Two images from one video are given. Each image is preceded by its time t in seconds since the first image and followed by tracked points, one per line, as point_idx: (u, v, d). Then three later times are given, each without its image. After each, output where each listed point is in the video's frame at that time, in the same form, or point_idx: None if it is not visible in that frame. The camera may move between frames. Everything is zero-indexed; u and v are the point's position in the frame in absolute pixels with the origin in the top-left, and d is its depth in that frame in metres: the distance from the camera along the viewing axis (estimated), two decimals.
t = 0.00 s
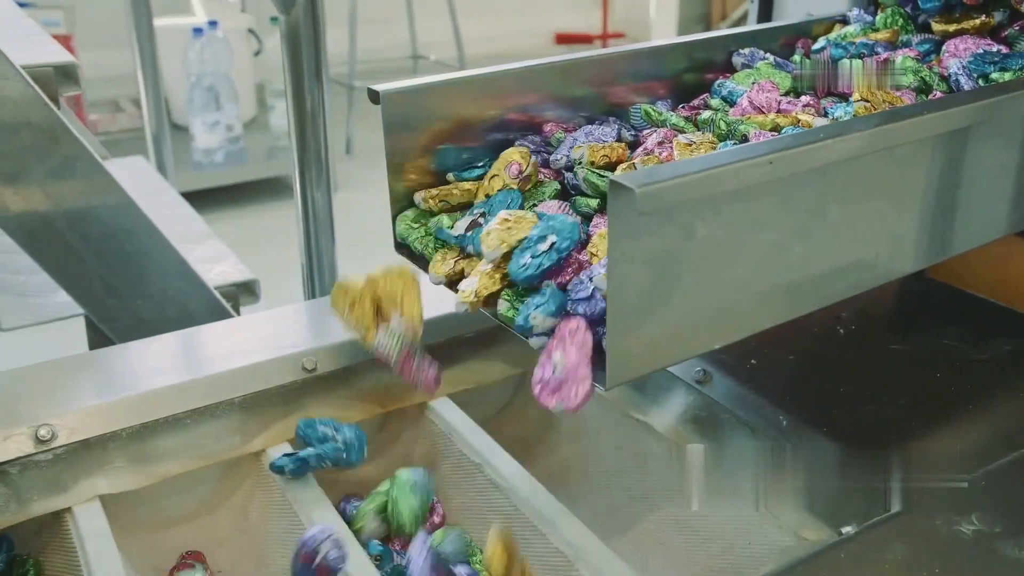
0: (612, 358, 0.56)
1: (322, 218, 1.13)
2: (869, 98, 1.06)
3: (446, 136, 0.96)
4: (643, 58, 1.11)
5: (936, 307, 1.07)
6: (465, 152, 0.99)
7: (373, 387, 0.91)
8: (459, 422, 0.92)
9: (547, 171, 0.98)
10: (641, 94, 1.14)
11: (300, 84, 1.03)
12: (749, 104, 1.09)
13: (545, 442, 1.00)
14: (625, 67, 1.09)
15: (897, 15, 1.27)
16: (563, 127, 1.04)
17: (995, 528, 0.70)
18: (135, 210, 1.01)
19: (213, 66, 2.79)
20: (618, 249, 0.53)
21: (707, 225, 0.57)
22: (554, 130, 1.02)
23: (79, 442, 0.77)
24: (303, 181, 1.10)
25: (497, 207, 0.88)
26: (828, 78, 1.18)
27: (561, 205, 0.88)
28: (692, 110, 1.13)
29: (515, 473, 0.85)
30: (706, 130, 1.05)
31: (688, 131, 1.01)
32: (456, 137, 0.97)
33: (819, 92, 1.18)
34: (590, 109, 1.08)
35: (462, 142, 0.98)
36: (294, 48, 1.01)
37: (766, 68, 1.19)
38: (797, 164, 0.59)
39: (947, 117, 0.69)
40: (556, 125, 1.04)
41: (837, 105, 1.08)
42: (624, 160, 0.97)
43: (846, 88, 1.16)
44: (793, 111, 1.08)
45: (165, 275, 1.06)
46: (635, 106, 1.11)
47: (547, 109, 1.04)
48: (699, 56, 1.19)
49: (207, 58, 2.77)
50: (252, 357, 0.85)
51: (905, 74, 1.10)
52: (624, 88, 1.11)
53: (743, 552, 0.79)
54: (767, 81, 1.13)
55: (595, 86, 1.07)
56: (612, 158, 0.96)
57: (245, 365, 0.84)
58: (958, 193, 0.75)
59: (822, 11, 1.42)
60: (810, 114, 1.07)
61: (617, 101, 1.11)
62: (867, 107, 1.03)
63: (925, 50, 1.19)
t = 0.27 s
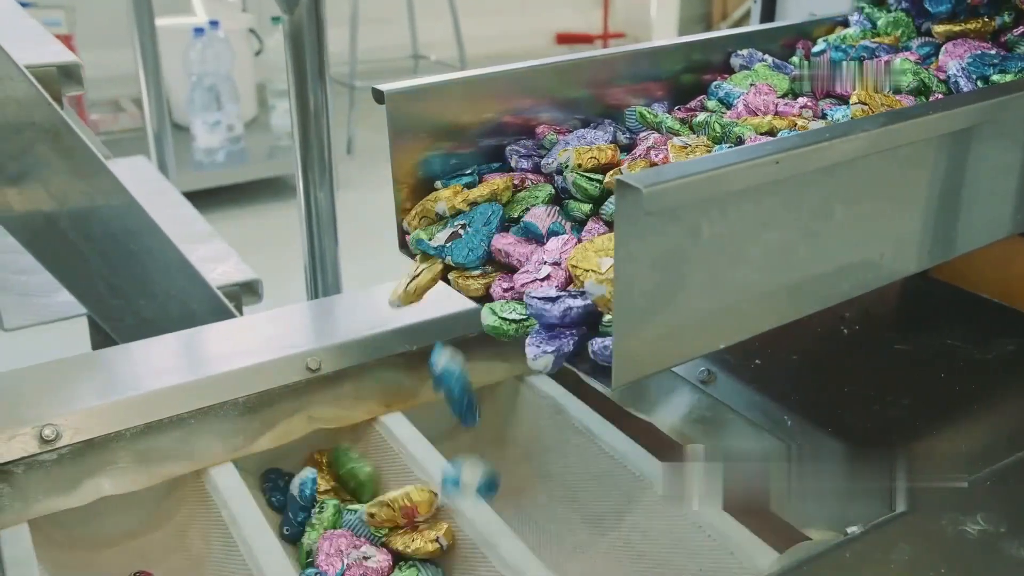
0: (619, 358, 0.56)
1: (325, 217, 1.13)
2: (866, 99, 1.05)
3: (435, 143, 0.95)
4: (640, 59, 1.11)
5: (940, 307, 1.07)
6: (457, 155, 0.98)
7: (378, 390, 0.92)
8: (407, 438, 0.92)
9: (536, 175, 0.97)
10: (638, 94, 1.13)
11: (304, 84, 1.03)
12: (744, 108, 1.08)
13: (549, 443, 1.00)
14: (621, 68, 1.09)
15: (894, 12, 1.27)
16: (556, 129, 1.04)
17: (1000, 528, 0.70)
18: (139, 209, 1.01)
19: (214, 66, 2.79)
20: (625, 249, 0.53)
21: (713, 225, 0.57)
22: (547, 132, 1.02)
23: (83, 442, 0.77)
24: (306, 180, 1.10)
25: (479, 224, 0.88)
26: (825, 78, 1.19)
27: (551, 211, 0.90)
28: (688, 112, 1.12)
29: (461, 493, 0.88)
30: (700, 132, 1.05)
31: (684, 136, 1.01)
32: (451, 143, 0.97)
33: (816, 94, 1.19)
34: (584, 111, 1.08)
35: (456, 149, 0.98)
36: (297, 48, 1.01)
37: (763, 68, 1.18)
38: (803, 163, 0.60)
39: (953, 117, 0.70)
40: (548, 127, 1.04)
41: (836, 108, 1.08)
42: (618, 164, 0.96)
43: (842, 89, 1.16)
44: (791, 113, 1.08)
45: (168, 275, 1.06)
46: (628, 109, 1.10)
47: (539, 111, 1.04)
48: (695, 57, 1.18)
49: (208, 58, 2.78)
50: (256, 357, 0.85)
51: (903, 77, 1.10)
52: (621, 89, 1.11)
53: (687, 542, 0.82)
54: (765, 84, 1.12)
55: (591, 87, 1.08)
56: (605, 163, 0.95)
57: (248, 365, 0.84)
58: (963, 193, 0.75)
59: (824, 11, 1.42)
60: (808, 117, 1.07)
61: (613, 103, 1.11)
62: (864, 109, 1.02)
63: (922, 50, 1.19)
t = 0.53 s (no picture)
0: (624, 358, 0.56)
1: (328, 217, 1.13)
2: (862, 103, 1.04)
3: (438, 143, 0.95)
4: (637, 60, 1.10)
5: (943, 307, 1.07)
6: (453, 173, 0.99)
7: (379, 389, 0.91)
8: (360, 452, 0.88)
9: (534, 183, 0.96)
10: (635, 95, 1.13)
11: (306, 84, 1.03)
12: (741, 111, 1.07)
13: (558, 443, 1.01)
14: (618, 70, 1.09)
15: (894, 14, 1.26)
16: (551, 135, 1.03)
17: (1005, 528, 0.70)
18: (141, 209, 1.01)
19: (215, 65, 2.79)
20: (631, 249, 0.53)
21: (718, 225, 0.57)
22: (541, 139, 1.02)
23: (87, 442, 0.77)
24: (308, 180, 1.09)
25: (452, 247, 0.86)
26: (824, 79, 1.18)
27: (539, 217, 0.89)
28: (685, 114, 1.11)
29: (406, 508, 0.82)
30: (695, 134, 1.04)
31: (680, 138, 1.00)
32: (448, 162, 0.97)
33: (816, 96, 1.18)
34: (581, 112, 1.08)
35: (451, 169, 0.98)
36: (300, 48, 1.01)
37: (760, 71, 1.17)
38: (808, 163, 0.59)
39: (957, 116, 0.70)
40: (543, 133, 1.03)
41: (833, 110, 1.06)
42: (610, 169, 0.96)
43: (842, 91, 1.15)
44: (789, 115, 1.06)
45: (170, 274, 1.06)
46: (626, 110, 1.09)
47: (534, 113, 1.03)
48: (690, 60, 1.18)
49: (209, 58, 2.78)
50: (258, 357, 0.85)
51: (902, 79, 1.08)
52: (617, 91, 1.10)
53: (639, 556, 0.76)
54: (762, 87, 1.12)
55: (588, 89, 1.07)
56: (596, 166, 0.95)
57: (252, 366, 0.84)
58: (968, 194, 0.75)
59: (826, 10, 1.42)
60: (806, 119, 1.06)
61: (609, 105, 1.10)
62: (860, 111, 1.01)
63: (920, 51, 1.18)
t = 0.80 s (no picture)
0: (631, 358, 0.56)
1: (331, 217, 1.13)
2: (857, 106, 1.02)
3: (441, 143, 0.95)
4: (632, 61, 1.10)
5: (947, 307, 1.07)
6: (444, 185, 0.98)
7: (384, 388, 0.91)
8: (303, 473, 0.84)
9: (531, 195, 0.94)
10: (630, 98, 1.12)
11: (309, 84, 1.03)
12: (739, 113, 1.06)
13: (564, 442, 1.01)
14: (615, 71, 1.08)
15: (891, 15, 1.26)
16: (542, 141, 1.02)
17: (1011, 528, 0.70)
18: (145, 209, 1.01)
19: (216, 65, 2.79)
20: (637, 249, 0.53)
21: (725, 225, 0.57)
22: (533, 143, 1.00)
23: (91, 442, 0.77)
24: (311, 180, 1.09)
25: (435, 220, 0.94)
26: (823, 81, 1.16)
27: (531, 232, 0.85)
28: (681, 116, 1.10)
29: (347, 534, 0.79)
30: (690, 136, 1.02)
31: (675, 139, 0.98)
32: (442, 174, 0.98)
33: (813, 99, 1.16)
34: (583, 112, 1.07)
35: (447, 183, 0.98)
36: (303, 48, 1.01)
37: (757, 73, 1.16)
38: (815, 164, 0.60)
39: (963, 116, 0.70)
40: (536, 138, 1.02)
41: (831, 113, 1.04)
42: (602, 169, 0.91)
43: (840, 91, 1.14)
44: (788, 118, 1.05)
45: (173, 274, 1.06)
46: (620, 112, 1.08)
47: (524, 117, 1.02)
48: (687, 61, 1.17)
49: (210, 58, 2.78)
50: (262, 357, 0.85)
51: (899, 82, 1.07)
52: (613, 93, 1.09)
53: None
54: (760, 90, 1.11)
55: (584, 91, 1.06)
56: (587, 167, 0.90)
57: (255, 365, 0.84)
58: (972, 194, 0.75)
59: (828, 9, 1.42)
60: (804, 122, 1.04)
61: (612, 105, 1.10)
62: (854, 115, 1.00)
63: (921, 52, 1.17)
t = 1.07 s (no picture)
0: (636, 357, 0.56)
1: (334, 217, 1.13)
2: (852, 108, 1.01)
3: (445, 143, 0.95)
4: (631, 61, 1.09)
5: (949, 308, 1.07)
6: (437, 192, 0.97)
7: (388, 388, 0.91)
8: (240, 493, 0.81)
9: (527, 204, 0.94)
10: (627, 99, 1.11)
11: (312, 84, 1.03)
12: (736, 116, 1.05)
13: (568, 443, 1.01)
14: (618, 72, 1.08)
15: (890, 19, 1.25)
16: (536, 144, 1.01)
17: (1017, 528, 0.70)
18: (148, 209, 1.01)
19: (218, 65, 2.79)
20: (643, 248, 0.53)
21: (730, 225, 0.57)
22: (527, 147, 0.99)
23: (96, 442, 0.77)
24: (314, 180, 1.09)
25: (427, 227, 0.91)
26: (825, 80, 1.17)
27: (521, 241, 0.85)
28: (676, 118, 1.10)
29: (278, 556, 0.75)
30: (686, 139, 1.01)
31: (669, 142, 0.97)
32: (436, 182, 0.97)
33: (812, 101, 1.15)
34: (585, 112, 1.07)
35: (440, 190, 0.97)
36: (306, 48, 1.01)
37: (753, 74, 1.15)
38: (820, 163, 0.60)
39: (969, 116, 0.70)
40: (530, 140, 1.01)
41: (827, 114, 1.03)
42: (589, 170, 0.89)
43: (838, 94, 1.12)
44: (784, 120, 1.05)
45: (176, 274, 1.05)
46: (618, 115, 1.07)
47: (519, 120, 1.01)
48: (686, 61, 1.17)
49: (211, 58, 2.78)
50: (266, 357, 0.85)
51: (898, 83, 1.06)
52: (614, 94, 1.09)
53: None
54: (757, 92, 1.10)
55: (579, 93, 1.05)
56: (573, 168, 0.89)
57: (260, 366, 0.84)
58: (976, 194, 0.75)
59: (832, 9, 1.42)
60: (800, 123, 1.04)
61: (614, 105, 1.10)
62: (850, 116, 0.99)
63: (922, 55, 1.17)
